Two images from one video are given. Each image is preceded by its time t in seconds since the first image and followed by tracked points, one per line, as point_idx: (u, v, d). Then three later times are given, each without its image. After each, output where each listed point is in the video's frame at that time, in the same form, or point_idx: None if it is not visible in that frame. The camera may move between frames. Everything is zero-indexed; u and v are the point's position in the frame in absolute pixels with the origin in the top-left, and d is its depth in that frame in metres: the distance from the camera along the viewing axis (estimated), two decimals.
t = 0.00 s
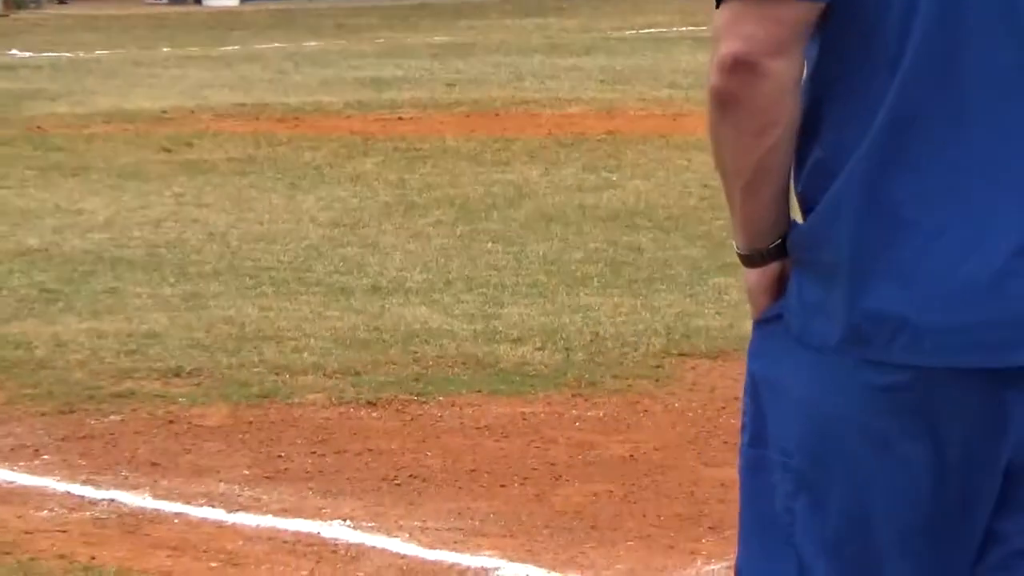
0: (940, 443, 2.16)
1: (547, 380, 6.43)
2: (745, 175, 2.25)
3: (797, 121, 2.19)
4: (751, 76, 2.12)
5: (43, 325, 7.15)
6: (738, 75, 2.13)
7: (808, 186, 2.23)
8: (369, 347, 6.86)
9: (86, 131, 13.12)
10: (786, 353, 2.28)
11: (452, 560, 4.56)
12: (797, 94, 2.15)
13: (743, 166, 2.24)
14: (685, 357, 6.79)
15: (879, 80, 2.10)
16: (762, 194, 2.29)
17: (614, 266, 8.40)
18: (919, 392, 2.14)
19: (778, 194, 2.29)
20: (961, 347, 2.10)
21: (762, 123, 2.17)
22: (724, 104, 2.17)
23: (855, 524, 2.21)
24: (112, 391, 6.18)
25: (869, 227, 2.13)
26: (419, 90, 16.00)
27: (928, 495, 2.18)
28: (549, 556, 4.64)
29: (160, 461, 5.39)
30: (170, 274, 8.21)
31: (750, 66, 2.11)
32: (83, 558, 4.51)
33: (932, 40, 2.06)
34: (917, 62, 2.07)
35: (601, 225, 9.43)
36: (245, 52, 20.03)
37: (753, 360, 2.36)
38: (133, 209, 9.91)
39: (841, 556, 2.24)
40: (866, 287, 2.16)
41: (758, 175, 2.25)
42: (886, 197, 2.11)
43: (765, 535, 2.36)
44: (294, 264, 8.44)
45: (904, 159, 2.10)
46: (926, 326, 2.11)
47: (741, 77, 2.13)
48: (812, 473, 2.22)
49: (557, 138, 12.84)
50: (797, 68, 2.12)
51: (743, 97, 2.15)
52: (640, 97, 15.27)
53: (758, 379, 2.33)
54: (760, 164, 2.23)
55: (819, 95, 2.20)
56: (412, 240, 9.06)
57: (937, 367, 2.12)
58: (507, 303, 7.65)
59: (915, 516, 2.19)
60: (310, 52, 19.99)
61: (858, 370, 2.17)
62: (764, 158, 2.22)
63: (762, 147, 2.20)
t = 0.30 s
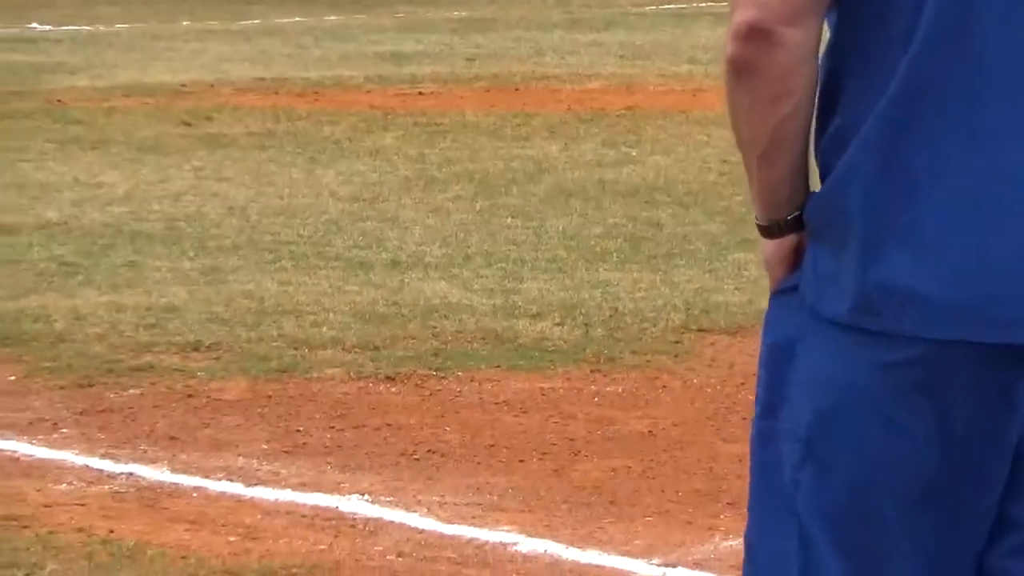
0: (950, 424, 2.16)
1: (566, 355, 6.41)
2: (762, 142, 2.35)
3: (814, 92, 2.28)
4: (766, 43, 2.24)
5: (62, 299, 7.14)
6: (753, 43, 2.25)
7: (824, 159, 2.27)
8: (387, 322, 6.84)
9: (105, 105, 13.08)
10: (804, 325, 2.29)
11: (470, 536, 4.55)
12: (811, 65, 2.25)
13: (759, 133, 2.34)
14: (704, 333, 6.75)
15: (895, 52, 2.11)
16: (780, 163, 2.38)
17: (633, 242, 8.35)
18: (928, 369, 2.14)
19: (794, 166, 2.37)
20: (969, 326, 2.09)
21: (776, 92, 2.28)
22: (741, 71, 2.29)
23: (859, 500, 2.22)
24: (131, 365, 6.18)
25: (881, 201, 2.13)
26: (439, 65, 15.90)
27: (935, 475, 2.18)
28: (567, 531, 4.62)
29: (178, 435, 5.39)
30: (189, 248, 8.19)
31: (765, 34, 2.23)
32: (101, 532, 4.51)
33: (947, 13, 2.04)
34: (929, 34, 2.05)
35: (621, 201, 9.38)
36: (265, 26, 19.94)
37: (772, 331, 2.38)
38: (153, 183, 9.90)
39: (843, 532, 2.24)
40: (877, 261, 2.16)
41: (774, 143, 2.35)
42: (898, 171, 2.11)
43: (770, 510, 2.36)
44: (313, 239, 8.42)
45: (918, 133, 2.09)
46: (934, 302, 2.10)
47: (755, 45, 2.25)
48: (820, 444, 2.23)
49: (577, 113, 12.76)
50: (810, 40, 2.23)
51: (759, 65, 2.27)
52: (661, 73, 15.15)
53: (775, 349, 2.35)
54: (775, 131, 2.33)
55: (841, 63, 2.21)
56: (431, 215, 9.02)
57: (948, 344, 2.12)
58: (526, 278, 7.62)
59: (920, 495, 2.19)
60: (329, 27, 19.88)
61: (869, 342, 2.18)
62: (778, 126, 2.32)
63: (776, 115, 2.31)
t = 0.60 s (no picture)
0: (928, 427, 1.98)
1: (577, 343, 6.39)
2: (735, 133, 2.17)
3: (788, 79, 2.10)
4: (739, 30, 2.05)
5: (73, 285, 7.15)
6: (723, 30, 2.06)
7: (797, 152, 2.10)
8: (398, 309, 6.83)
9: (117, 90, 13.12)
10: (776, 312, 2.12)
11: (480, 523, 4.54)
12: (787, 51, 2.07)
13: (734, 124, 2.16)
14: (715, 321, 6.73)
15: (869, 39, 1.93)
16: (754, 153, 2.19)
17: (644, 230, 8.33)
18: (904, 367, 1.96)
19: (772, 155, 2.19)
20: (944, 326, 1.90)
21: (750, 81, 2.09)
22: (712, 60, 2.09)
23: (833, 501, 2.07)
24: (142, 351, 6.18)
25: (850, 185, 1.96)
26: (450, 52, 15.91)
27: (914, 478, 2.01)
28: (578, 519, 4.61)
29: (190, 422, 5.39)
30: (200, 234, 8.20)
31: (737, 21, 2.04)
32: (112, 518, 4.50)
33: None
34: (906, 19, 1.87)
35: (632, 188, 9.36)
36: (277, 12, 19.97)
37: (750, 314, 2.21)
38: (164, 168, 9.91)
39: (819, 531, 2.10)
40: (848, 248, 1.98)
41: (750, 134, 2.16)
42: (869, 153, 1.93)
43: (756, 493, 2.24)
44: (324, 226, 8.41)
45: (889, 115, 1.91)
46: (907, 298, 1.92)
47: (728, 31, 2.06)
48: (792, 441, 2.08)
49: (589, 100, 12.75)
50: (785, 25, 2.05)
51: (731, 53, 2.08)
52: (673, 60, 15.15)
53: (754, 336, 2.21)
54: (750, 122, 2.14)
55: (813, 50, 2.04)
56: (442, 202, 9.02)
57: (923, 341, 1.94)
58: (537, 265, 7.60)
59: (898, 498, 2.03)
60: (341, 13, 19.90)
61: (839, 337, 2.00)
62: (752, 116, 2.13)
63: (751, 105, 2.12)
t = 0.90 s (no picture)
0: (886, 434, 1.97)
1: (588, 354, 6.38)
2: (673, 151, 2.11)
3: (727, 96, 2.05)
4: (681, 50, 1.99)
5: (85, 298, 7.16)
6: (666, 47, 2.00)
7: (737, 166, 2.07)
8: (410, 320, 6.82)
9: (128, 103, 13.14)
10: (722, 330, 2.08)
11: (492, 535, 4.52)
12: (727, 70, 2.02)
13: (674, 142, 2.10)
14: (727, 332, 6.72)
15: (818, 47, 1.92)
16: (691, 170, 2.14)
17: (656, 241, 8.32)
18: (863, 374, 1.94)
19: (709, 171, 2.14)
20: (902, 332, 1.90)
21: (692, 98, 2.04)
22: (653, 77, 2.03)
23: (797, 515, 2.02)
24: (153, 364, 6.18)
25: (802, 193, 1.94)
26: (461, 63, 15.91)
27: (875, 486, 2.00)
28: (591, 530, 4.60)
29: (202, 434, 5.38)
30: (212, 246, 8.20)
31: (679, 39, 1.98)
32: (124, 531, 4.50)
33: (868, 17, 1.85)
34: (853, 37, 1.86)
35: (643, 199, 9.35)
36: (288, 24, 19.99)
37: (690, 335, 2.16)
38: (175, 181, 9.92)
39: (784, 548, 2.05)
40: (800, 257, 1.96)
41: (688, 152, 2.10)
42: (820, 161, 1.92)
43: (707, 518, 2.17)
44: (335, 238, 8.41)
45: (840, 124, 1.90)
46: (863, 304, 1.90)
47: (670, 51, 2.00)
48: (751, 455, 2.04)
49: (600, 112, 12.75)
50: (727, 43, 1.99)
51: (672, 70, 2.01)
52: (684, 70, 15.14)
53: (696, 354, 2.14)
54: (689, 140, 2.09)
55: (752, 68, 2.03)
56: (454, 214, 9.01)
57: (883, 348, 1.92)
58: (549, 276, 7.59)
59: (860, 507, 2.00)
60: (351, 25, 19.92)
61: (794, 347, 1.97)
62: (693, 134, 2.08)
63: (691, 123, 2.07)
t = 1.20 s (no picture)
0: (837, 443, 2.02)
1: (607, 358, 6.37)
2: (615, 173, 2.10)
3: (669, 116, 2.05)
4: (623, 70, 1.99)
5: (104, 301, 7.17)
6: (606, 69, 1.99)
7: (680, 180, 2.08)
8: (428, 324, 6.82)
9: (147, 106, 13.15)
10: (675, 346, 2.13)
11: (511, 538, 4.51)
12: (667, 89, 2.02)
13: (615, 164, 2.09)
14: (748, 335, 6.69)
15: (760, 61, 1.96)
16: (634, 192, 2.13)
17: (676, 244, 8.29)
18: (810, 384, 1.99)
19: (651, 192, 2.13)
20: (848, 341, 1.96)
21: (633, 120, 2.03)
22: (594, 99, 2.03)
23: (756, 523, 2.07)
24: (172, 366, 6.19)
25: (747, 208, 1.99)
26: (480, 67, 15.90)
27: (832, 491, 2.04)
28: (609, 533, 4.58)
29: (221, 437, 5.39)
30: (231, 250, 8.21)
31: (620, 60, 1.98)
32: (144, 533, 4.50)
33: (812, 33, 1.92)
34: (798, 54, 1.92)
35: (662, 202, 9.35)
36: (306, 28, 20.00)
37: (642, 356, 2.20)
38: (194, 184, 9.94)
39: (746, 555, 2.10)
40: (745, 269, 2.01)
41: (631, 174, 2.09)
42: (765, 176, 1.97)
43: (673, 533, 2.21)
44: (354, 241, 8.41)
45: (784, 138, 1.96)
46: (809, 314, 1.96)
47: (611, 71, 1.99)
48: (714, 466, 2.09)
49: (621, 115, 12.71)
50: (667, 62, 1.99)
51: (613, 92, 2.01)
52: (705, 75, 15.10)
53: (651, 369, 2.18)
54: (632, 162, 2.08)
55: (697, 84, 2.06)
56: (473, 217, 9.00)
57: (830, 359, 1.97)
58: (568, 280, 7.58)
59: (822, 514, 2.05)
60: (370, 28, 19.92)
61: (744, 359, 2.03)
62: (635, 156, 2.07)
63: (633, 145, 2.06)
